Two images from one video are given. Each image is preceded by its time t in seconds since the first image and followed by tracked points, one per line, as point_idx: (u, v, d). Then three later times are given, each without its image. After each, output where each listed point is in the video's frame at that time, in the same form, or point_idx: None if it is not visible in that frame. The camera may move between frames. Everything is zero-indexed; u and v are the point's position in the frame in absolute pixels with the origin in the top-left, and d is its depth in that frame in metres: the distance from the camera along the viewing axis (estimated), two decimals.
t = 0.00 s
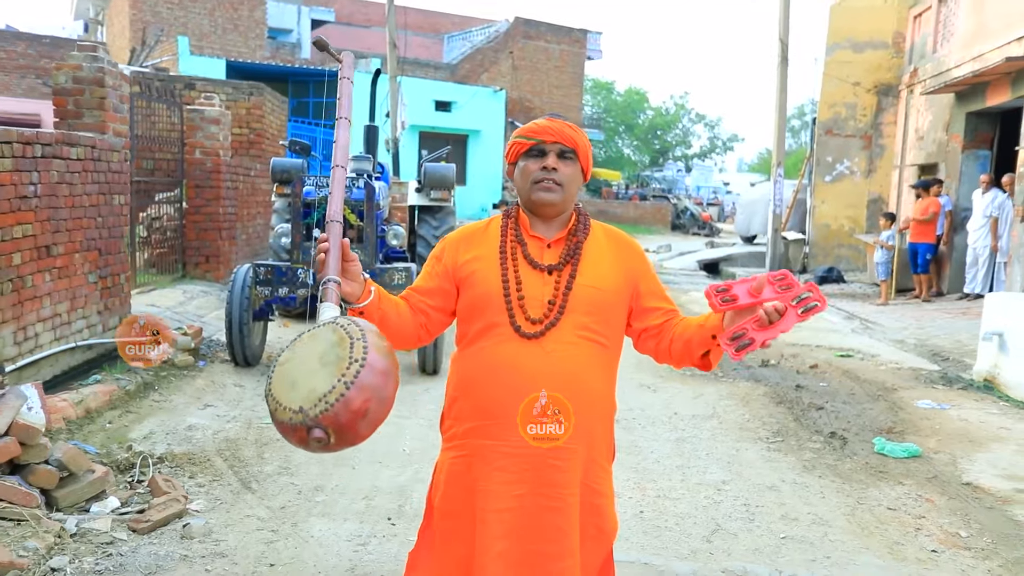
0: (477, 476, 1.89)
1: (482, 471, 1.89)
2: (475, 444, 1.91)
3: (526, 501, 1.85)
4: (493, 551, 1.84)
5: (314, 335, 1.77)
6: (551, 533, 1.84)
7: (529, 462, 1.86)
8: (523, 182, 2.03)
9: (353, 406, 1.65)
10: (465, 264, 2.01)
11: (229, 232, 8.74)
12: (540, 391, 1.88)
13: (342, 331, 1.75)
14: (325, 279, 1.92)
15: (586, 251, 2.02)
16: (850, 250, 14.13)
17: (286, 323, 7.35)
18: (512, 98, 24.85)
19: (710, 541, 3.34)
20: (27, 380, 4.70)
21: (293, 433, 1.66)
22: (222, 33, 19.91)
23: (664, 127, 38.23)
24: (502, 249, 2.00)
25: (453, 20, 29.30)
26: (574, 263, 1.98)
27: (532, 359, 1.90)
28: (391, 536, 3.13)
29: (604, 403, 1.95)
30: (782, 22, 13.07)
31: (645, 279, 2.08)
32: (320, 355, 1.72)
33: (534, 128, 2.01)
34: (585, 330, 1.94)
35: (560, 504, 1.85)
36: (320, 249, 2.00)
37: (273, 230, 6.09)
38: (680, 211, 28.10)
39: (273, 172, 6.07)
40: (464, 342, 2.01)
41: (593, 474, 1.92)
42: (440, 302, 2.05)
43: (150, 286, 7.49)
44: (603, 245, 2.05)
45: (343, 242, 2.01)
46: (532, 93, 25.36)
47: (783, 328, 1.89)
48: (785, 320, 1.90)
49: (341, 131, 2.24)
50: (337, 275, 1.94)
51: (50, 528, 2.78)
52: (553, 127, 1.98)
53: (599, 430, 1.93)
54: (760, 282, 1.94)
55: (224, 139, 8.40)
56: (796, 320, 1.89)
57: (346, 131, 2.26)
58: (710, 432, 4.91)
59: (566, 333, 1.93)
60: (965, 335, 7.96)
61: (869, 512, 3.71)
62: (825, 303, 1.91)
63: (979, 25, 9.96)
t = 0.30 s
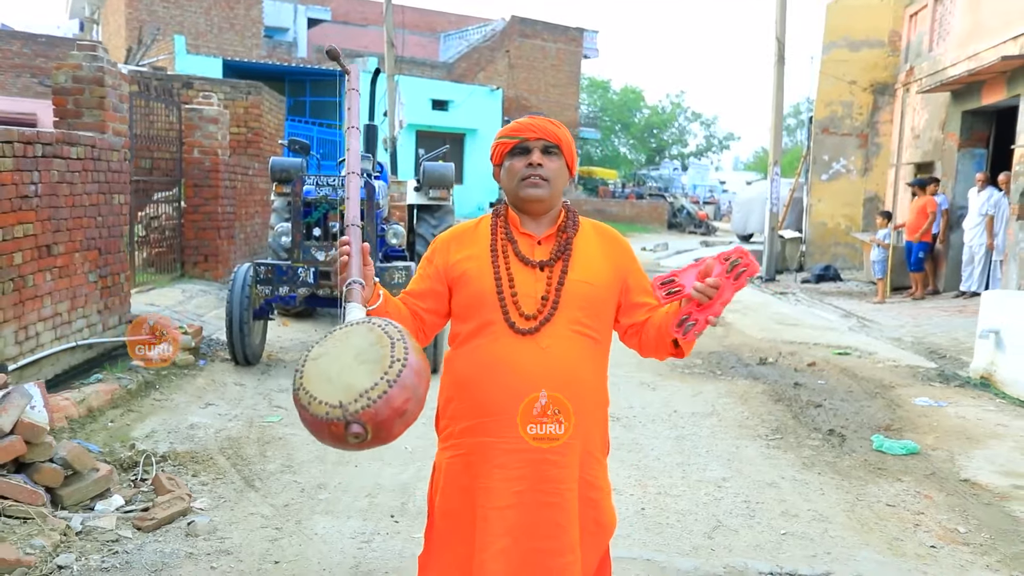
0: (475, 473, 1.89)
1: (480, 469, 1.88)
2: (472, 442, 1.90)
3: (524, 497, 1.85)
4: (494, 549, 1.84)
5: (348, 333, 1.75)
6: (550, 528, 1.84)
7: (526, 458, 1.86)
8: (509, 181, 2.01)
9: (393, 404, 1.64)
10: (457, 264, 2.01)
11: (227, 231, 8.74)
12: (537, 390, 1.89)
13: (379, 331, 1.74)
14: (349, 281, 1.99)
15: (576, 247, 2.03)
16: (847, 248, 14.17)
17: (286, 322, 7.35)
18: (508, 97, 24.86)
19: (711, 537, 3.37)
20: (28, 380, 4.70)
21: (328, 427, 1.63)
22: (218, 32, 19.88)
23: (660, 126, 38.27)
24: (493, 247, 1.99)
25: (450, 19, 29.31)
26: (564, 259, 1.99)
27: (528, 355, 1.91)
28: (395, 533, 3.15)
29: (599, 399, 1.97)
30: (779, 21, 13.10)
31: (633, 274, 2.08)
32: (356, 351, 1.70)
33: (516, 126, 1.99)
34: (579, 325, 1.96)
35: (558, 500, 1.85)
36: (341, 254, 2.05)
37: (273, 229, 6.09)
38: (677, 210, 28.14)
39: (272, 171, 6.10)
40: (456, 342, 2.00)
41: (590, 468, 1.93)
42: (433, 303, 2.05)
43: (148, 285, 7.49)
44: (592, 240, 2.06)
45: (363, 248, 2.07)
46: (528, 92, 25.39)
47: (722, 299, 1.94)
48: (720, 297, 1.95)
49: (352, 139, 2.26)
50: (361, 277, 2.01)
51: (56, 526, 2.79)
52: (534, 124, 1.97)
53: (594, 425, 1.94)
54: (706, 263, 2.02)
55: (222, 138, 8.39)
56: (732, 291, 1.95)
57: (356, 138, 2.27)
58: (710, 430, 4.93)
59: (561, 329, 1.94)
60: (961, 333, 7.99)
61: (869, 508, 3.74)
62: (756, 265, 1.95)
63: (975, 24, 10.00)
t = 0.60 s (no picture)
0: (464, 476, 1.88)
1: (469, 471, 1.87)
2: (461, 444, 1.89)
3: (514, 498, 1.85)
4: (485, 549, 1.83)
5: (387, 398, 1.62)
6: (539, 528, 1.84)
7: (516, 459, 1.85)
8: (492, 185, 2.00)
9: (437, 475, 1.56)
10: (443, 268, 1.99)
11: (222, 233, 8.73)
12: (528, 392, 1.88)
13: (418, 397, 1.63)
14: (375, 338, 1.85)
15: (562, 249, 2.01)
16: (840, 250, 14.23)
17: (281, 324, 7.35)
18: (502, 99, 24.88)
19: (708, 537, 3.38)
20: (23, 382, 4.69)
21: (373, 499, 1.53)
22: (212, 34, 19.86)
23: (654, 128, 38.36)
24: (478, 252, 1.98)
25: (444, 21, 29.34)
26: (550, 261, 1.97)
27: (516, 357, 1.90)
28: (393, 534, 3.15)
29: (589, 399, 1.97)
30: (772, 24, 13.16)
31: (616, 275, 2.07)
32: (396, 418, 1.59)
33: (499, 130, 1.97)
34: (566, 327, 1.95)
35: (547, 500, 1.85)
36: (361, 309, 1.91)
37: (270, 232, 5.90)
38: (671, 212, 28.19)
39: (267, 173, 6.01)
40: (445, 346, 2.00)
41: (579, 468, 1.93)
42: (422, 307, 2.04)
43: (143, 287, 7.48)
44: (577, 241, 2.05)
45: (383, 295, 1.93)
46: (522, 94, 25.42)
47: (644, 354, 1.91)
48: (639, 357, 1.91)
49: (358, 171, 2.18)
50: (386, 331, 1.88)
51: (54, 528, 2.79)
52: (516, 128, 1.96)
53: (586, 425, 1.94)
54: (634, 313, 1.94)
55: (217, 140, 8.38)
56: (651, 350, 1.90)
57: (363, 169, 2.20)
58: (706, 431, 4.95)
59: (548, 331, 1.93)
60: (954, 335, 8.03)
61: (864, 508, 3.76)
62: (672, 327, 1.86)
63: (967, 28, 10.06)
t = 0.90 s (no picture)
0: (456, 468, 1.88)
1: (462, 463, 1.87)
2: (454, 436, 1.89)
3: (507, 490, 1.85)
4: (478, 541, 1.83)
5: (398, 429, 1.64)
6: (533, 520, 1.85)
7: (508, 450, 1.85)
8: (485, 179, 1.99)
9: (453, 507, 1.59)
10: (435, 262, 1.99)
11: (217, 228, 8.70)
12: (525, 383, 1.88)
13: (430, 428, 1.64)
14: (381, 362, 1.86)
15: (553, 242, 2.00)
16: (836, 244, 14.26)
17: (277, 318, 7.34)
18: (497, 93, 24.83)
19: (705, 530, 3.39)
20: (18, 377, 4.68)
21: (392, 532, 1.57)
22: (206, 28, 19.76)
23: (649, 122, 38.36)
24: (470, 245, 1.97)
25: (439, 15, 29.25)
26: (541, 254, 1.97)
27: (508, 351, 1.90)
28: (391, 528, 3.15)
29: (583, 392, 1.97)
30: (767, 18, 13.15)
31: (608, 267, 2.06)
32: (409, 451, 1.61)
33: (494, 124, 1.96)
34: (557, 320, 1.95)
35: (539, 492, 1.85)
36: (366, 332, 1.91)
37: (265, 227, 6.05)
38: (666, 206, 28.18)
39: (262, 167, 5.97)
40: (437, 338, 1.99)
41: (572, 460, 1.92)
42: (414, 299, 2.04)
43: (138, 282, 7.45)
44: (569, 234, 2.04)
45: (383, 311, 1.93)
46: (518, 88, 25.38)
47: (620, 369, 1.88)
48: (615, 372, 1.88)
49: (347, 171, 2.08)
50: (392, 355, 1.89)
51: (52, 522, 2.79)
52: (512, 123, 1.94)
53: (581, 419, 1.95)
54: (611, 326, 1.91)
55: (212, 134, 8.34)
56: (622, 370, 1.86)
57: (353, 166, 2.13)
58: (702, 424, 4.96)
59: (540, 325, 1.93)
60: (949, 328, 8.06)
61: (860, 501, 3.78)
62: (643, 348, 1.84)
63: (962, 21, 10.07)
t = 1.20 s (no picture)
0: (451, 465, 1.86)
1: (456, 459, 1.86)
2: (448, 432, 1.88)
3: (504, 486, 1.84)
4: (476, 536, 1.82)
5: (406, 426, 1.67)
6: (530, 515, 1.84)
7: (503, 446, 1.84)
8: (478, 173, 1.99)
9: (468, 497, 1.64)
10: (429, 256, 1.97)
11: (213, 225, 8.67)
12: (524, 377, 1.87)
13: (438, 422, 1.68)
14: (380, 357, 1.87)
15: (547, 236, 1.98)
16: (831, 237, 14.27)
17: (274, 316, 7.32)
18: (492, 88, 24.80)
19: (705, 523, 3.40)
20: (15, 376, 4.67)
21: (410, 526, 1.63)
22: (199, 25, 19.70)
23: (644, 116, 38.34)
24: (463, 239, 1.96)
25: (433, 11, 29.19)
26: (535, 248, 1.95)
27: (503, 346, 1.88)
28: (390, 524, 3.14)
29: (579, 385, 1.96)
30: (762, 11, 13.14)
31: (601, 258, 2.05)
32: (419, 447, 1.65)
33: (489, 118, 1.95)
34: (551, 314, 1.93)
35: (536, 487, 1.84)
36: (359, 324, 1.91)
37: (261, 224, 6.06)
38: (662, 200, 28.18)
39: (257, 164, 6.05)
40: (432, 332, 1.97)
41: (569, 455, 1.92)
42: (407, 293, 2.02)
43: (134, 280, 7.43)
44: (562, 227, 2.02)
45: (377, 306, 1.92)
46: (512, 83, 25.36)
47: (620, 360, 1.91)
48: (616, 362, 1.90)
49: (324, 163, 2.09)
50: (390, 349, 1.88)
51: (51, 521, 2.78)
52: (507, 118, 1.93)
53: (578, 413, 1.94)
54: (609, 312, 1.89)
55: (207, 132, 8.31)
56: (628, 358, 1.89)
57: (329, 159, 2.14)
58: (700, 418, 4.97)
59: (534, 319, 1.91)
60: (945, 320, 8.08)
61: (859, 492, 3.78)
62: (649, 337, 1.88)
63: (956, 14, 10.07)
